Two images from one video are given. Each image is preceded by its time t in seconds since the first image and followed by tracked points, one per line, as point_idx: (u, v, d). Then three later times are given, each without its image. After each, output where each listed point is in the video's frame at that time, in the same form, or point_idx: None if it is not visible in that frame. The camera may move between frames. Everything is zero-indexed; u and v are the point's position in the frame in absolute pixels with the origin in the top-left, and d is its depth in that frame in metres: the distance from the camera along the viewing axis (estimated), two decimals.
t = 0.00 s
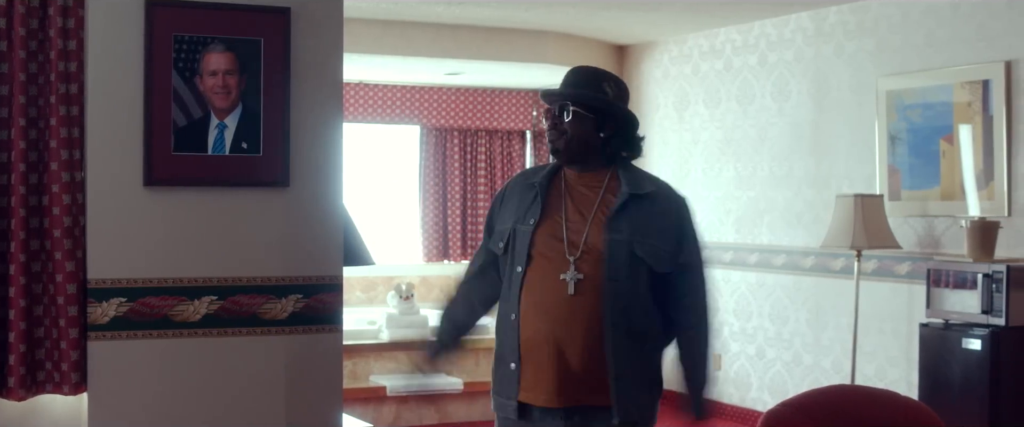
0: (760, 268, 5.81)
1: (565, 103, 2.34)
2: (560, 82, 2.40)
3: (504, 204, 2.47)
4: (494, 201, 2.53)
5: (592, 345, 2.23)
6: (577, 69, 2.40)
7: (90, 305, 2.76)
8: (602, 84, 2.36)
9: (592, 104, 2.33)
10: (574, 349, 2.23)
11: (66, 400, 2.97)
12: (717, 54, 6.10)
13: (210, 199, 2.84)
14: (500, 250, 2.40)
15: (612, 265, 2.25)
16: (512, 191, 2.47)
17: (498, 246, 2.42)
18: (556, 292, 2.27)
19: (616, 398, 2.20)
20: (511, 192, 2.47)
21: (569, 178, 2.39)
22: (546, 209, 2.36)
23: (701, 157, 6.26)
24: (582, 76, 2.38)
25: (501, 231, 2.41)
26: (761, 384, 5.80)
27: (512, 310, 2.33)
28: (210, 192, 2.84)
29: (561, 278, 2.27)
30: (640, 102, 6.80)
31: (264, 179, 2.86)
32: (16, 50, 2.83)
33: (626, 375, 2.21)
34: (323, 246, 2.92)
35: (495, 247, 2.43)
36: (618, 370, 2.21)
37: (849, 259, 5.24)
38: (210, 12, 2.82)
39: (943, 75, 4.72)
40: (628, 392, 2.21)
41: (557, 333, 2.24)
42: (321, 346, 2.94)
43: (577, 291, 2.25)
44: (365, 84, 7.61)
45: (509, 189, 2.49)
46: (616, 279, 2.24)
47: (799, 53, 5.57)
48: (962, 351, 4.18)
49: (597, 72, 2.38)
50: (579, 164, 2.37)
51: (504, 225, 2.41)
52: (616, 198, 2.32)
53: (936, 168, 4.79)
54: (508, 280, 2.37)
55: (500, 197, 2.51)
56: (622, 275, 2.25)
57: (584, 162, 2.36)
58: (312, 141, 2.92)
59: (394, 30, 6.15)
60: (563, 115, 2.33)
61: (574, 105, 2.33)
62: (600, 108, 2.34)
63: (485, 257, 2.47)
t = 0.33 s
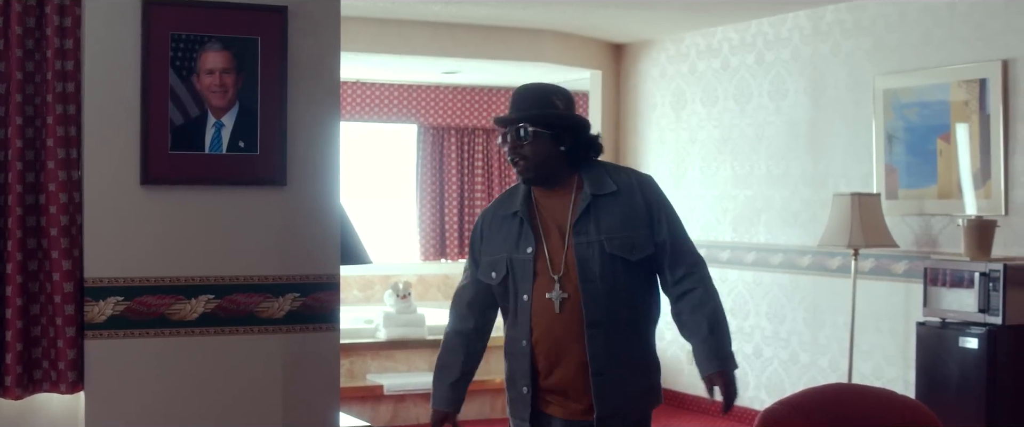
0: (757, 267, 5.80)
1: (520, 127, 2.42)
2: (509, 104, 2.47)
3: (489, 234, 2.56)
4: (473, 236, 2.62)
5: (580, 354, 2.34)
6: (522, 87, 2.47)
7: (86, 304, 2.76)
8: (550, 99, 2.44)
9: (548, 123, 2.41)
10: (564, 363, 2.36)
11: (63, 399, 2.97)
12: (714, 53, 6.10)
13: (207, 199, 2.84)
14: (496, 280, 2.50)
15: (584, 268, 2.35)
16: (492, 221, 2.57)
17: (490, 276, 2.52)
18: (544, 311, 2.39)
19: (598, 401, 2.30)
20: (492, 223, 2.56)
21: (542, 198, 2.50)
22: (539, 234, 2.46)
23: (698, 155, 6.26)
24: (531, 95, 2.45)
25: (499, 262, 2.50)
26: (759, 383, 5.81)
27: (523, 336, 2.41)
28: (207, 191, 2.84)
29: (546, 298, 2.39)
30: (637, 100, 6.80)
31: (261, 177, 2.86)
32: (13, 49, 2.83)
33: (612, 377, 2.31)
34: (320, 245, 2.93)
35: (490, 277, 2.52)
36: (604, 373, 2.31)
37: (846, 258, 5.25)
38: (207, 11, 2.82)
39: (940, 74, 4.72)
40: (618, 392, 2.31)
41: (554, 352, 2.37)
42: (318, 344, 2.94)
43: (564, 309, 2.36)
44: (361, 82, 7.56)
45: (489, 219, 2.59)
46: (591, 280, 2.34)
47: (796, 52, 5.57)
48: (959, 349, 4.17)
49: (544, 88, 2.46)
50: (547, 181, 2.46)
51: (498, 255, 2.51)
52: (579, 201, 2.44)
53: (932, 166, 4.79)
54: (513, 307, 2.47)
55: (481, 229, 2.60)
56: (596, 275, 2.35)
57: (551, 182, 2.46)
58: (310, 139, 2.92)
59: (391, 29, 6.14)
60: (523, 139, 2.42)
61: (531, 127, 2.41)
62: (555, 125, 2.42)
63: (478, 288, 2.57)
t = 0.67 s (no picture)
0: (748, 262, 5.81)
1: (519, 119, 2.41)
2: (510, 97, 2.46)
3: (495, 225, 2.56)
4: (481, 226, 2.61)
5: (584, 340, 2.35)
6: (525, 81, 2.47)
7: (77, 299, 2.75)
8: (551, 93, 2.44)
9: (548, 116, 2.40)
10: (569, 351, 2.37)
11: (52, 395, 2.96)
12: (705, 49, 6.10)
13: (197, 194, 2.84)
14: (503, 270, 2.50)
15: (587, 256, 2.36)
16: (497, 211, 2.56)
17: (497, 266, 2.51)
18: (544, 300, 2.40)
19: (604, 387, 2.30)
20: (497, 214, 2.56)
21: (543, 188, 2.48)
22: (545, 223, 2.46)
23: (689, 150, 6.26)
24: (532, 88, 2.45)
25: (506, 251, 2.50)
26: (749, 378, 5.81)
27: (530, 323, 2.41)
28: (198, 186, 2.83)
29: (545, 285, 2.40)
30: (629, 96, 6.79)
31: (252, 172, 2.86)
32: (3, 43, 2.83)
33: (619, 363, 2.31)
34: (311, 240, 2.93)
35: (496, 267, 2.51)
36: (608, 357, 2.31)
37: (836, 253, 5.25)
38: (197, 5, 2.82)
39: (931, 69, 4.73)
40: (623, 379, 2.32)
41: (557, 339, 2.38)
42: (309, 340, 2.94)
43: (560, 296, 2.38)
44: (352, 78, 7.56)
45: (495, 210, 2.57)
46: (592, 267, 2.35)
47: (787, 47, 5.57)
48: (949, 344, 4.18)
49: (544, 80, 2.45)
50: (550, 171, 2.45)
51: (506, 244, 2.50)
52: (581, 191, 2.44)
53: (923, 161, 4.80)
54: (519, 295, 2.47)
55: (487, 219, 2.59)
56: (598, 262, 2.35)
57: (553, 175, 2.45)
58: (300, 135, 2.92)
59: (381, 25, 6.12)
60: (524, 131, 2.40)
61: (530, 118, 2.40)
62: (556, 118, 2.41)
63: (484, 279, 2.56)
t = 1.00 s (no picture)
0: (727, 254, 5.82)
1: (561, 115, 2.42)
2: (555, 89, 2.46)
3: (517, 207, 2.52)
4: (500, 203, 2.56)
5: (597, 338, 2.38)
6: (572, 76, 2.47)
7: (54, 291, 2.74)
8: (597, 93, 2.45)
9: (590, 117, 2.42)
10: (580, 346, 2.38)
11: (30, 388, 2.91)
12: (685, 41, 6.08)
13: (175, 186, 2.83)
14: (522, 255, 2.47)
15: (603, 258, 2.39)
16: (521, 195, 2.53)
17: (516, 250, 2.48)
18: (560, 298, 2.40)
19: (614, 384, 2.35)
20: (519, 198, 2.53)
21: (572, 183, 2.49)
22: (569, 217, 2.46)
23: (668, 142, 6.26)
24: (580, 84, 2.45)
25: (528, 237, 2.47)
26: (728, 370, 5.82)
27: (546, 312, 2.40)
28: (176, 179, 2.83)
29: (558, 282, 2.41)
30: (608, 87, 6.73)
31: (230, 164, 2.85)
32: None
33: (631, 362, 2.36)
34: (290, 232, 2.92)
35: (515, 250, 2.48)
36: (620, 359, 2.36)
37: (815, 245, 5.27)
38: None
39: (909, 61, 4.73)
40: (636, 377, 2.36)
41: (570, 335, 2.39)
42: (287, 332, 2.94)
43: (572, 293, 2.40)
44: (331, 69, 7.10)
45: (518, 191, 2.54)
46: (609, 271, 2.38)
47: (766, 40, 5.57)
48: (927, 336, 4.20)
49: (592, 81, 2.46)
50: (582, 169, 2.46)
51: (528, 229, 2.48)
52: (605, 194, 2.46)
53: (902, 154, 4.80)
54: (535, 283, 2.45)
55: (508, 198, 2.55)
56: (614, 266, 2.38)
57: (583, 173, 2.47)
58: (278, 126, 2.91)
59: (362, 16, 6.07)
60: (564, 129, 2.41)
61: (573, 117, 2.41)
62: (597, 121, 2.43)
63: (499, 258, 2.52)
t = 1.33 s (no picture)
0: (701, 246, 5.80)
1: (583, 128, 2.46)
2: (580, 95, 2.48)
3: (513, 191, 2.55)
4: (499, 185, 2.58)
5: (590, 326, 2.42)
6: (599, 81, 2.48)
7: (25, 284, 2.70)
8: (626, 101, 2.45)
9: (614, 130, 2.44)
10: (572, 334, 2.42)
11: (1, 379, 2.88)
12: (659, 33, 6.04)
13: (147, 178, 2.81)
14: (515, 238, 2.50)
15: (599, 247, 2.44)
16: (517, 179, 2.55)
17: (509, 232, 2.51)
18: (552, 289, 2.44)
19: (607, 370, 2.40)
20: (515, 182, 2.55)
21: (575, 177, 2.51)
22: (566, 204, 2.49)
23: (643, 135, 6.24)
24: (608, 91, 2.46)
25: (522, 220, 2.50)
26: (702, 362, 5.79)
27: (532, 295, 2.44)
28: (149, 171, 2.81)
29: (549, 269, 2.45)
30: (581, 80, 6.65)
31: (203, 156, 2.84)
32: None
33: (622, 349, 2.42)
34: (263, 225, 2.92)
35: (508, 233, 2.51)
36: (613, 345, 2.42)
37: (788, 237, 5.25)
38: None
39: (882, 54, 4.70)
40: (626, 364, 2.42)
41: (560, 320, 2.43)
42: (260, 325, 2.93)
43: (564, 282, 2.44)
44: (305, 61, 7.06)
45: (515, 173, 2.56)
46: (602, 258, 2.43)
47: (739, 32, 5.53)
48: (899, 327, 4.20)
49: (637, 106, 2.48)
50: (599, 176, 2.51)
51: (523, 212, 2.51)
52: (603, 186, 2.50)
53: (875, 147, 4.76)
54: (524, 267, 2.49)
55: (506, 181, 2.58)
56: (608, 255, 2.43)
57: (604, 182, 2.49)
58: (248, 118, 2.90)
59: (335, 9, 6.02)
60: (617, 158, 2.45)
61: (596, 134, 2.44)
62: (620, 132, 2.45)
63: (491, 238, 2.54)
